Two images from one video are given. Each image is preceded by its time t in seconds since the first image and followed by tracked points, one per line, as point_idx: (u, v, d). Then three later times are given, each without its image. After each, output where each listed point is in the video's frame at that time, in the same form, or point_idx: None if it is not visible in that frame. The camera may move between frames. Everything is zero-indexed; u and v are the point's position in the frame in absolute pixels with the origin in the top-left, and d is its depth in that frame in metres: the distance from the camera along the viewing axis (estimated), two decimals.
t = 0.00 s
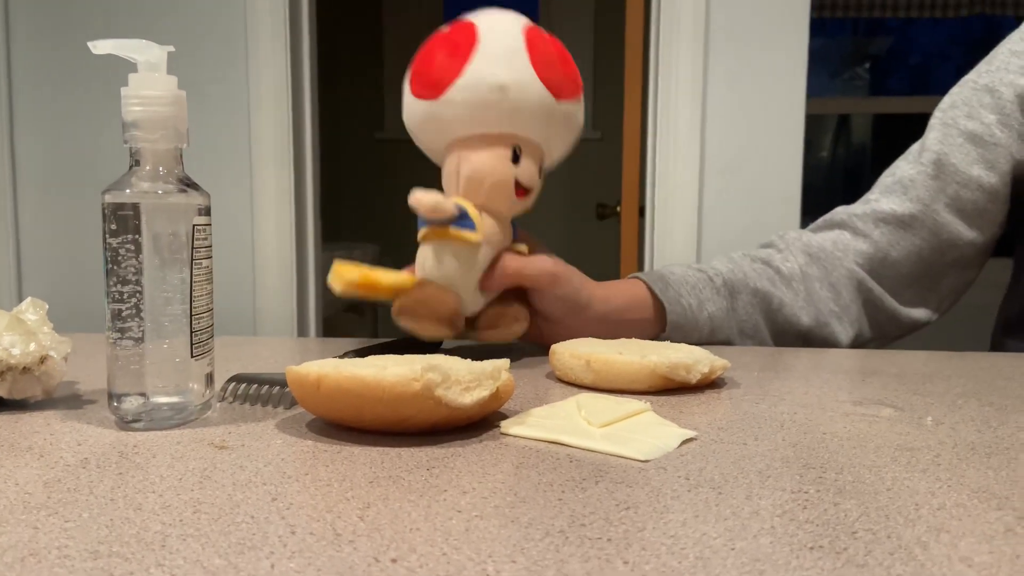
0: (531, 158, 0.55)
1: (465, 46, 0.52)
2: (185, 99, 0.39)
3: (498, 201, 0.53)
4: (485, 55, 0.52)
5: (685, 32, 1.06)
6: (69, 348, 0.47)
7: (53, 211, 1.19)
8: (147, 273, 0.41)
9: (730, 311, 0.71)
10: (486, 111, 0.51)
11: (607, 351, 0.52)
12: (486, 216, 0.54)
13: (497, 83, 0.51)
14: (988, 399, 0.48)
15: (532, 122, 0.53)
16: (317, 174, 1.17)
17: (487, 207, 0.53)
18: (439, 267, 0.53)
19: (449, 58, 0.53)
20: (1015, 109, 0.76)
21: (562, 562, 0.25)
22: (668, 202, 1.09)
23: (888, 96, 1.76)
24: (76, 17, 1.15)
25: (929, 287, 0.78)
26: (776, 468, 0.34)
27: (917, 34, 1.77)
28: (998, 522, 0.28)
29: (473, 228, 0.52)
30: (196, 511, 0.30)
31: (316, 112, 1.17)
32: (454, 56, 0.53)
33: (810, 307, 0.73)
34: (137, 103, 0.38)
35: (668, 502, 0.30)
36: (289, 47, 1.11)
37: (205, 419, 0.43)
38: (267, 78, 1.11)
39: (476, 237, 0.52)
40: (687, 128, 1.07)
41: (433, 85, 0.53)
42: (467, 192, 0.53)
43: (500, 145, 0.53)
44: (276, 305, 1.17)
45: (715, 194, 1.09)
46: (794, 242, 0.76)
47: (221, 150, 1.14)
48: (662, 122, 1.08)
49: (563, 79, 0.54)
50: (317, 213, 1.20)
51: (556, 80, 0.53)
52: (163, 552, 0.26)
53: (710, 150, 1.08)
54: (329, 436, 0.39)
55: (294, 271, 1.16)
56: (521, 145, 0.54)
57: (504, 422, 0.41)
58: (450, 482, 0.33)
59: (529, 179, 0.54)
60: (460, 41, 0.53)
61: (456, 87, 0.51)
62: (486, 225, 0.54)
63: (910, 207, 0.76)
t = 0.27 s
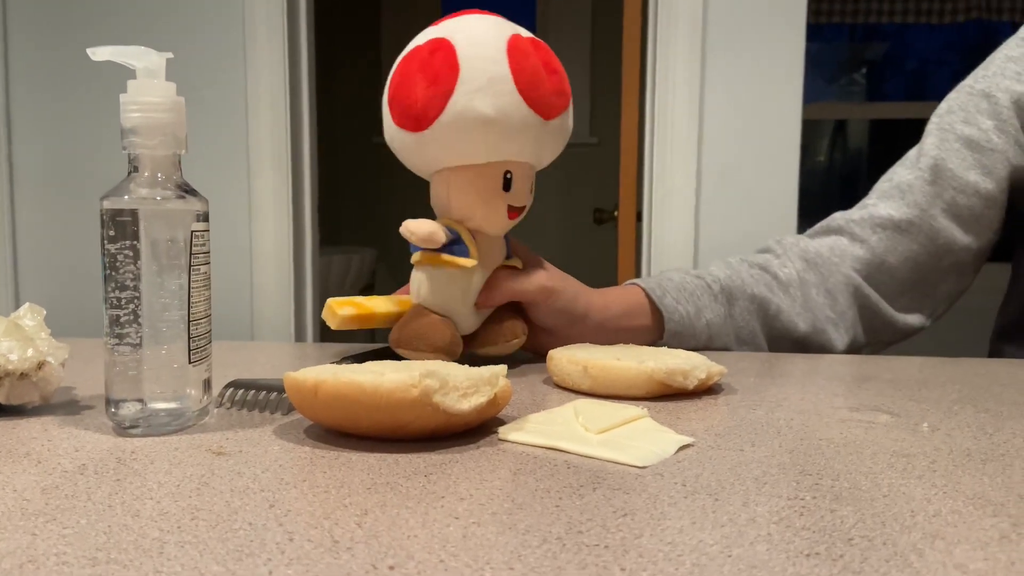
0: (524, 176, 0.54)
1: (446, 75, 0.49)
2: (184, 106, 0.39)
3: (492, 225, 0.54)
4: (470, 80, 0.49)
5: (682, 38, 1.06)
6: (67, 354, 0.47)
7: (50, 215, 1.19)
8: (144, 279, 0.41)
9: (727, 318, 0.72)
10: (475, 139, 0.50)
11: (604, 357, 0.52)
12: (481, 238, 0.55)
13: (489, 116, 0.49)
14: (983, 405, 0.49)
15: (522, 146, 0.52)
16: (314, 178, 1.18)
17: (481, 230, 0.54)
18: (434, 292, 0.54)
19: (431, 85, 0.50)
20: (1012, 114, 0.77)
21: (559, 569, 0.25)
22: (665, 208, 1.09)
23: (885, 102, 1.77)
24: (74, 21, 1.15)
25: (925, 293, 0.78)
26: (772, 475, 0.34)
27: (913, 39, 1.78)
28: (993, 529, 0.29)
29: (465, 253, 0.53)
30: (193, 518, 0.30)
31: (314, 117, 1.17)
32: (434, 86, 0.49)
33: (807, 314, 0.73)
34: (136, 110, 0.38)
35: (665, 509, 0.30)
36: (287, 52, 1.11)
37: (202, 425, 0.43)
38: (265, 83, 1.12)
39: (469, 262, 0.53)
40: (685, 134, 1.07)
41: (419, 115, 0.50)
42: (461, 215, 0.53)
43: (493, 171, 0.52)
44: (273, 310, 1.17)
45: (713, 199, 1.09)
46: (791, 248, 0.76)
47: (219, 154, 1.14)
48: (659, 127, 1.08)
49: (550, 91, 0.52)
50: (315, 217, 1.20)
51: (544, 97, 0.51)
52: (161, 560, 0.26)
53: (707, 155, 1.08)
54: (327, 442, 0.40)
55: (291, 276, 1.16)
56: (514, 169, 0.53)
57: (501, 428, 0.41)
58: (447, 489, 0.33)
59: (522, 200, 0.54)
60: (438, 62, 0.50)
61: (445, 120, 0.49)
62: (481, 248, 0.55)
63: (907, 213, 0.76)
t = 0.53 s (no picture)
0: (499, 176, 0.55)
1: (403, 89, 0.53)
2: (182, 109, 0.40)
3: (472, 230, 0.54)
4: (427, 85, 0.52)
5: (679, 43, 1.06)
6: (63, 357, 0.47)
7: (47, 218, 1.19)
8: (141, 282, 0.40)
9: (725, 321, 0.72)
10: (439, 143, 0.52)
11: (602, 361, 0.52)
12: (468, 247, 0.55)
13: (444, 110, 0.51)
14: (980, 409, 0.49)
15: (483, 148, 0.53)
16: (312, 181, 1.18)
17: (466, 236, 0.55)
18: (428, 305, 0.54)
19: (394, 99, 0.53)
20: (1007, 118, 0.77)
21: (556, 573, 0.25)
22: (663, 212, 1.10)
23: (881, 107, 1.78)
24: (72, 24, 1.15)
25: (924, 297, 0.78)
26: (770, 479, 0.34)
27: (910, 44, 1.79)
28: (991, 532, 0.29)
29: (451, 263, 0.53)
30: (189, 522, 0.29)
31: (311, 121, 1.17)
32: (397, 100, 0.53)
33: (805, 317, 0.74)
34: (134, 113, 0.38)
35: (663, 512, 0.30)
36: (284, 56, 1.11)
37: (199, 429, 0.43)
38: (262, 86, 1.12)
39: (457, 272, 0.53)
40: (682, 139, 1.08)
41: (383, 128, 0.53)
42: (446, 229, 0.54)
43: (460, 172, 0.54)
44: (271, 314, 1.17)
45: (710, 204, 1.09)
46: (789, 252, 0.77)
47: (216, 158, 1.14)
48: (657, 131, 1.08)
49: (508, 92, 0.54)
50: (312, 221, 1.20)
51: (502, 96, 0.54)
52: (156, 564, 0.26)
53: (704, 160, 1.08)
54: (324, 446, 0.39)
55: (288, 279, 1.16)
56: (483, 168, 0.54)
57: (499, 432, 0.41)
58: (444, 493, 0.33)
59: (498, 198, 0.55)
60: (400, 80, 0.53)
61: (406, 127, 0.52)
62: (468, 253, 0.54)
63: (904, 216, 0.76)
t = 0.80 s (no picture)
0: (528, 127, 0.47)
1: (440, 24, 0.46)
2: (178, 112, 0.39)
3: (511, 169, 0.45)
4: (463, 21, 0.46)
5: (677, 47, 1.06)
6: (59, 360, 0.47)
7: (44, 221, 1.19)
8: (137, 285, 0.40)
9: (717, 313, 0.70)
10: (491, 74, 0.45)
11: (598, 364, 0.52)
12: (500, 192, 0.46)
13: (482, 46, 0.45)
14: (977, 412, 0.49)
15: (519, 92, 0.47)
16: (310, 184, 1.18)
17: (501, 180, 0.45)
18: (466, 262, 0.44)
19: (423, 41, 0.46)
20: (1000, 124, 0.78)
21: None
22: (659, 216, 1.09)
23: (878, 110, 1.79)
24: (69, 27, 1.15)
25: (903, 298, 0.78)
26: (767, 482, 0.34)
27: (906, 48, 1.79)
28: (988, 537, 0.29)
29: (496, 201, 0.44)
30: (185, 525, 0.29)
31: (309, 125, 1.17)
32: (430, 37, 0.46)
33: (790, 312, 0.72)
34: (130, 116, 0.38)
35: (660, 516, 0.30)
36: (282, 60, 1.12)
37: (195, 432, 0.43)
38: (260, 90, 1.12)
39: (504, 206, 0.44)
40: (679, 143, 1.08)
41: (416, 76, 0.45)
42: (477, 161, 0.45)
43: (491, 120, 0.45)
44: (268, 317, 1.17)
45: (706, 207, 1.09)
46: (777, 244, 0.76)
47: (213, 161, 1.14)
48: (655, 135, 1.09)
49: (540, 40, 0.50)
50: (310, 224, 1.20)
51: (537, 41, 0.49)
52: (151, 568, 0.26)
53: (701, 163, 1.08)
54: (320, 450, 0.39)
55: (285, 282, 1.16)
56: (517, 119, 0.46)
57: (495, 435, 0.41)
58: (440, 496, 0.32)
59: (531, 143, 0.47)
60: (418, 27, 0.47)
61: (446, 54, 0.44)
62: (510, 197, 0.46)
63: (894, 216, 0.76)
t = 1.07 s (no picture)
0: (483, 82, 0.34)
1: None
2: (177, 115, 0.39)
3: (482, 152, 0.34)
4: None
5: (675, 50, 1.07)
6: (57, 363, 0.47)
7: (42, 223, 1.19)
8: (136, 287, 0.41)
9: (718, 272, 0.66)
10: None
11: (596, 367, 0.52)
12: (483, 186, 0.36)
13: None
14: (974, 415, 0.49)
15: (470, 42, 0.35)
16: (308, 186, 1.18)
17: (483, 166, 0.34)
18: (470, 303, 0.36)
19: None
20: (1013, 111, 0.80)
21: None
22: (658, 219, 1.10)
23: (876, 114, 1.79)
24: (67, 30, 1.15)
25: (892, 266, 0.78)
26: (765, 485, 0.35)
27: (903, 51, 1.80)
28: (985, 540, 0.29)
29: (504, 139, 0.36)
30: (183, 529, 0.29)
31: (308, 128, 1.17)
32: None
33: (794, 271, 0.69)
34: (130, 119, 0.38)
35: (658, 519, 0.30)
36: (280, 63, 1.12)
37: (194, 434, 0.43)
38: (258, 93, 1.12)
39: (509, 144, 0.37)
40: (677, 145, 1.08)
41: (363, 27, 0.30)
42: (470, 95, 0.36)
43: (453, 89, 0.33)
44: (266, 320, 1.17)
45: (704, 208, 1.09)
46: (777, 199, 0.73)
47: (212, 164, 1.14)
48: (652, 138, 1.09)
49: None
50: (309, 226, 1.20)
51: None
52: (149, 571, 0.26)
53: (699, 165, 1.09)
54: (319, 453, 0.39)
55: (284, 284, 1.16)
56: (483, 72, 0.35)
57: (494, 439, 0.41)
58: (439, 500, 0.32)
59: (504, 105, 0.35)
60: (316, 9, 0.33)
61: None
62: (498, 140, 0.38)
63: (904, 184, 0.75)
